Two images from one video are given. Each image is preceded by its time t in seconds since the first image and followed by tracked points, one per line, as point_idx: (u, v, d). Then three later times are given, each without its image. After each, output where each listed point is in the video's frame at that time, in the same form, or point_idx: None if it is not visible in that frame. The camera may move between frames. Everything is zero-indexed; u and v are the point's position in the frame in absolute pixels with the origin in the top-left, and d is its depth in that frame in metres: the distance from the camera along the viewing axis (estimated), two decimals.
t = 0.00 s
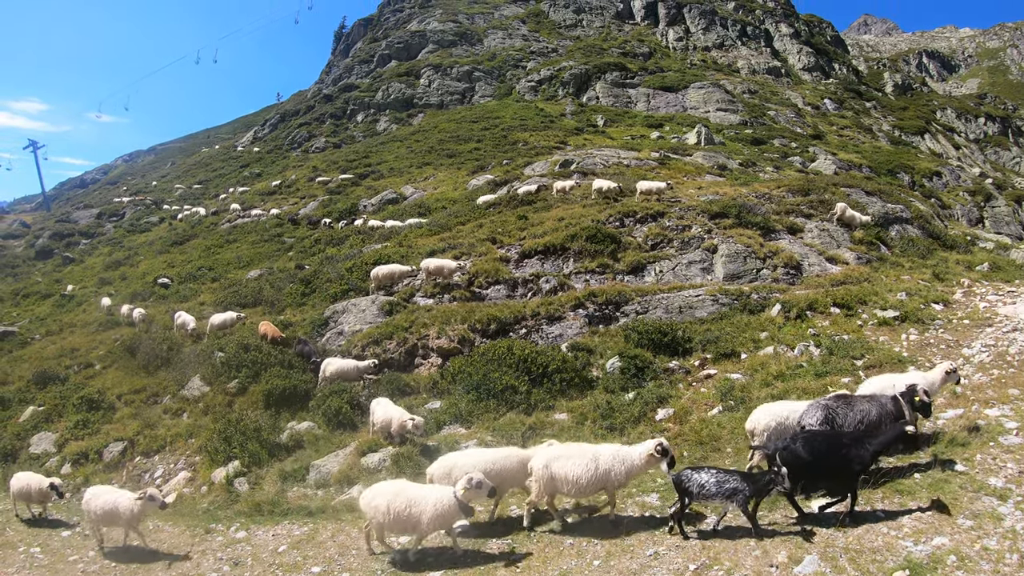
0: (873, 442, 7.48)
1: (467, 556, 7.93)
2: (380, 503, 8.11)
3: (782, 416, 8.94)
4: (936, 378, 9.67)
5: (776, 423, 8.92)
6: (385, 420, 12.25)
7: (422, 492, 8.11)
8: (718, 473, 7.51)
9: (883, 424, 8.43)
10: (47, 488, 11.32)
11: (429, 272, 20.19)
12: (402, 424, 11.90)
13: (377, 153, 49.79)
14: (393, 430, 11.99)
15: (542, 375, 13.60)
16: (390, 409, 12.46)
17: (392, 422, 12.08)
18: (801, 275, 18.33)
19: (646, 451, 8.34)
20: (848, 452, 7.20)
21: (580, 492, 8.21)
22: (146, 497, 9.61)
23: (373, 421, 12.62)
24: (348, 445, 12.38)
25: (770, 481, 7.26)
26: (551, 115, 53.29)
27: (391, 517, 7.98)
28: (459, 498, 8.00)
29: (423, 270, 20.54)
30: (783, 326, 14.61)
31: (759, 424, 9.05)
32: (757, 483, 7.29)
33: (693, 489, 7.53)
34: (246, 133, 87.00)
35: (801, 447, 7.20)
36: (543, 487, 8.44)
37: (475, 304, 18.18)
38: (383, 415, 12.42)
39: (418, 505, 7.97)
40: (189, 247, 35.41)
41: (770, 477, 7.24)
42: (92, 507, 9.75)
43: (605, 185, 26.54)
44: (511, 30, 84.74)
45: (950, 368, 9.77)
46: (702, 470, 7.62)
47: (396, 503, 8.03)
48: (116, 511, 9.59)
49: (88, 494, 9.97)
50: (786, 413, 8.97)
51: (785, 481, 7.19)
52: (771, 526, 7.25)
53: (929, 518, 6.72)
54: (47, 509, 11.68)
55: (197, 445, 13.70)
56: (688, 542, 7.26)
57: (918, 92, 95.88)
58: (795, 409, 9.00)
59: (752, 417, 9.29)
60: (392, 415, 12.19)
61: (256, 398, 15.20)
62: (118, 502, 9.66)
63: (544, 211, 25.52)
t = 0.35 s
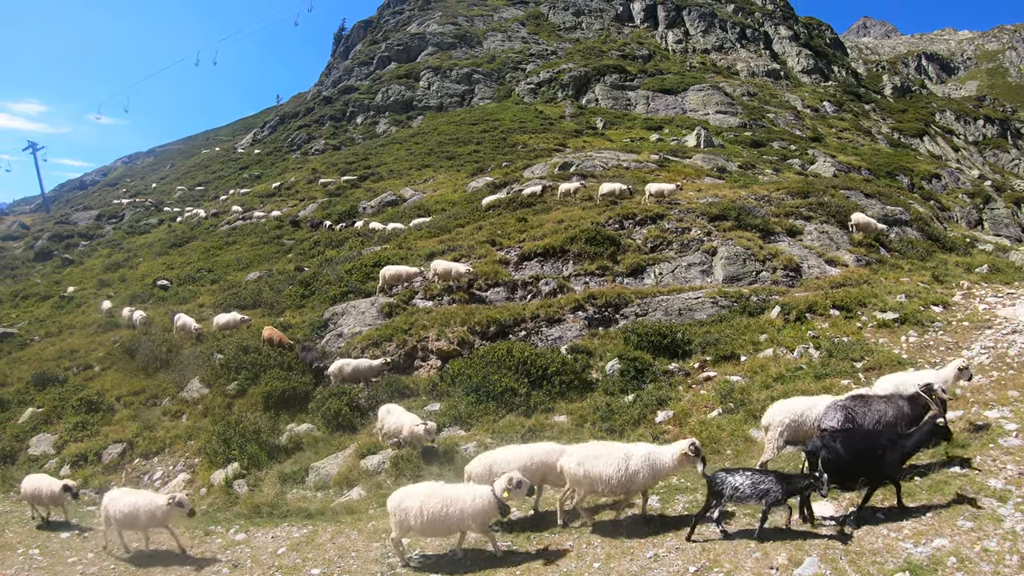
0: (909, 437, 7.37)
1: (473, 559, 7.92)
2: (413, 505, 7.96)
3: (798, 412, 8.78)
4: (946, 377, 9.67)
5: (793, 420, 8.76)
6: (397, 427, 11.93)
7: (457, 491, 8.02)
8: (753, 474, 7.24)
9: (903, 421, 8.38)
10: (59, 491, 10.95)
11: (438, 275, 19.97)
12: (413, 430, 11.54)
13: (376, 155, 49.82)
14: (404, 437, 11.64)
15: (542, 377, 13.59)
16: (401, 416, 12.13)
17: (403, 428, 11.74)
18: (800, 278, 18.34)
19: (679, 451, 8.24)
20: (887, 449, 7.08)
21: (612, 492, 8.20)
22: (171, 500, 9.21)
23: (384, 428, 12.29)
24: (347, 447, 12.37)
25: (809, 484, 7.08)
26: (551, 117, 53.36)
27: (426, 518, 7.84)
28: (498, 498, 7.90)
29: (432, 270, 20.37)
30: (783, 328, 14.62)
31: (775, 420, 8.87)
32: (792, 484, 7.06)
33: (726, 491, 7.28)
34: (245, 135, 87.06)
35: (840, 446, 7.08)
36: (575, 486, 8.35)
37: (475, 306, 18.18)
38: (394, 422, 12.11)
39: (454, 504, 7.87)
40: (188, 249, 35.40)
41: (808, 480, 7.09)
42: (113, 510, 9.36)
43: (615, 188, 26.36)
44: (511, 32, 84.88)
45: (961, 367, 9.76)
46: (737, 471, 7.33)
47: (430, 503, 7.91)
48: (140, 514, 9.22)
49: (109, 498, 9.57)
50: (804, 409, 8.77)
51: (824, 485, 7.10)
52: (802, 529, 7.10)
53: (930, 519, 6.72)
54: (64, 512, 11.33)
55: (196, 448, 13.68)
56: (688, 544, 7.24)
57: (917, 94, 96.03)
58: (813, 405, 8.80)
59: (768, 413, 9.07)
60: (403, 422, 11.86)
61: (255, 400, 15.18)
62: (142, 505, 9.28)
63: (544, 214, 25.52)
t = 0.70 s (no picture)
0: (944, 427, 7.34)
1: (475, 559, 7.91)
2: (444, 506, 7.75)
3: (815, 407, 8.76)
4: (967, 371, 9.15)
5: (810, 415, 8.73)
6: (410, 432, 11.51)
7: (489, 490, 7.83)
8: (791, 470, 7.12)
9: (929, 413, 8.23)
10: (77, 494, 10.90)
11: (450, 275, 19.72)
12: (428, 434, 11.17)
13: (376, 156, 49.77)
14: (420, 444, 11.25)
15: (542, 377, 13.60)
16: (414, 420, 11.72)
17: (418, 433, 11.34)
18: (801, 278, 18.32)
19: (714, 451, 8.09)
20: (925, 441, 7.06)
21: (643, 490, 8.09)
22: (204, 498, 9.20)
23: (397, 433, 11.87)
24: (348, 448, 12.37)
25: (846, 477, 6.91)
26: (551, 117, 53.31)
27: (459, 518, 7.64)
28: (535, 489, 7.97)
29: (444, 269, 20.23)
30: (783, 328, 14.62)
31: (793, 417, 8.86)
32: (830, 479, 6.94)
33: (765, 488, 7.12)
34: (245, 135, 86.99)
35: (882, 444, 7.03)
36: (606, 484, 8.20)
37: (475, 306, 18.16)
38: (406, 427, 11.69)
39: (488, 504, 7.69)
40: (188, 249, 35.39)
41: (846, 473, 6.93)
42: (141, 511, 9.20)
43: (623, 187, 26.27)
44: (511, 32, 84.84)
45: (980, 364, 9.13)
46: (774, 467, 7.23)
47: (463, 503, 7.70)
48: (171, 513, 9.14)
49: (134, 499, 9.39)
50: (819, 403, 8.78)
51: (863, 476, 6.90)
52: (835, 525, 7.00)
53: (931, 519, 6.71)
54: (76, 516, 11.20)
55: (197, 448, 13.68)
56: (689, 544, 7.24)
57: (917, 94, 96.05)
58: (829, 400, 8.82)
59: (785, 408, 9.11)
60: (417, 427, 11.45)
61: (256, 400, 15.19)
62: (173, 504, 9.21)
63: (544, 213, 25.52)
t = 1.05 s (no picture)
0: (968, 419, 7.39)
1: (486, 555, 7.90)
2: (476, 500, 7.69)
3: (834, 402, 8.70)
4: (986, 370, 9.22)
5: (829, 411, 8.68)
6: (422, 437, 11.20)
7: (520, 484, 7.86)
8: (825, 468, 6.87)
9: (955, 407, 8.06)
10: (92, 492, 10.84)
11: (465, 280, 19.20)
12: (441, 441, 10.81)
13: (375, 156, 49.74)
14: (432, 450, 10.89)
15: (541, 377, 13.59)
16: (426, 426, 11.43)
17: (429, 439, 11.02)
18: (800, 277, 18.33)
19: (742, 448, 8.10)
20: (959, 436, 7.06)
21: (675, 488, 7.93)
22: (234, 497, 9.14)
23: (408, 439, 11.59)
24: (347, 447, 12.37)
25: (880, 473, 6.79)
26: (550, 117, 53.33)
27: (491, 512, 7.63)
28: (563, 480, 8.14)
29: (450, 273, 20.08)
30: (782, 327, 14.61)
31: (812, 412, 8.81)
32: (864, 475, 6.76)
33: (799, 487, 6.83)
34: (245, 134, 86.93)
35: (915, 441, 6.98)
36: (636, 482, 8.07)
37: (474, 306, 18.17)
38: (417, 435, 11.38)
39: (519, 498, 7.73)
40: (187, 249, 35.36)
41: (879, 470, 6.80)
42: (169, 510, 9.08)
43: (632, 187, 26.00)
44: (510, 32, 84.85)
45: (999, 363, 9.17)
46: (807, 466, 6.94)
47: (496, 497, 7.68)
48: (200, 512, 9.04)
49: (159, 499, 9.25)
50: (839, 399, 8.71)
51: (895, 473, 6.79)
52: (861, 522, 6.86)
53: (931, 519, 6.72)
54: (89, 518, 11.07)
55: (196, 448, 13.67)
56: (688, 544, 7.24)
57: (917, 93, 96.14)
58: (848, 395, 8.78)
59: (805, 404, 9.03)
60: (428, 433, 11.12)
61: (255, 400, 15.19)
62: (200, 502, 9.10)
63: (544, 213, 25.53)
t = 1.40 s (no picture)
0: (989, 413, 7.47)
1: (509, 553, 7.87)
2: (507, 494, 7.64)
3: (848, 398, 8.80)
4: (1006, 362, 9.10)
5: (843, 408, 8.79)
6: (437, 442, 10.86)
7: (550, 478, 7.88)
8: (855, 463, 6.93)
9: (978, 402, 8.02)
10: (113, 492, 10.87)
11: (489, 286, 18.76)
12: (456, 448, 10.56)
13: (375, 156, 49.72)
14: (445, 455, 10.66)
15: (540, 377, 13.59)
16: (441, 430, 11.10)
17: (444, 446, 10.74)
18: (799, 278, 18.36)
19: (773, 438, 8.15)
20: (980, 429, 7.09)
21: (715, 482, 7.88)
22: (265, 497, 8.99)
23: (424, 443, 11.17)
24: (346, 448, 12.36)
25: (908, 466, 6.86)
26: (549, 117, 53.36)
27: (523, 506, 7.59)
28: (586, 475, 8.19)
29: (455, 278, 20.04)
30: (781, 328, 14.61)
31: (825, 408, 8.99)
32: (894, 469, 6.85)
33: (830, 483, 6.92)
34: (245, 134, 86.90)
35: (940, 432, 7.00)
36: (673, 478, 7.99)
37: (473, 306, 18.19)
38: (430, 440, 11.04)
39: (550, 492, 7.72)
40: (186, 249, 35.37)
41: (908, 463, 6.86)
42: (197, 510, 8.91)
43: (640, 187, 25.95)
44: (509, 32, 84.89)
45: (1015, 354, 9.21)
46: (838, 461, 7.00)
47: (527, 491, 7.66)
48: (230, 511, 8.89)
49: (186, 498, 9.08)
50: (854, 395, 8.79)
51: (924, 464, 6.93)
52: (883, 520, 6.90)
53: (928, 519, 6.74)
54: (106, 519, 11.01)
55: (195, 448, 13.68)
56: (686, 543, 7.25)
57: (916, 94, 96.05)
58: (865, 391, 8.81)
59: (821, 400, 9.20)
60: (443, 439, 10.81)
61: (254, 400, 15.20)
62: (230, 502, 8.95)
63: (543, 213, 25.54)
